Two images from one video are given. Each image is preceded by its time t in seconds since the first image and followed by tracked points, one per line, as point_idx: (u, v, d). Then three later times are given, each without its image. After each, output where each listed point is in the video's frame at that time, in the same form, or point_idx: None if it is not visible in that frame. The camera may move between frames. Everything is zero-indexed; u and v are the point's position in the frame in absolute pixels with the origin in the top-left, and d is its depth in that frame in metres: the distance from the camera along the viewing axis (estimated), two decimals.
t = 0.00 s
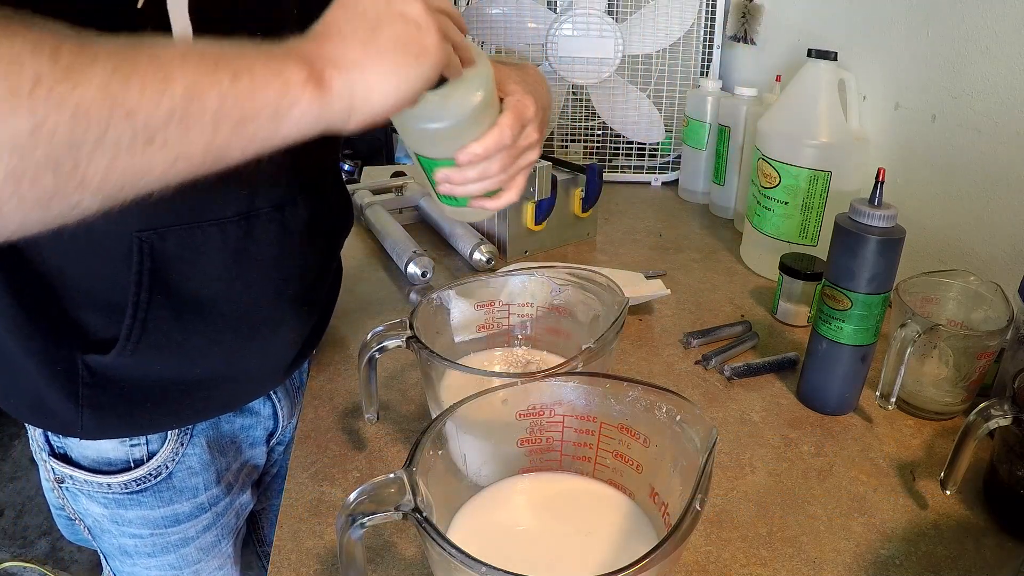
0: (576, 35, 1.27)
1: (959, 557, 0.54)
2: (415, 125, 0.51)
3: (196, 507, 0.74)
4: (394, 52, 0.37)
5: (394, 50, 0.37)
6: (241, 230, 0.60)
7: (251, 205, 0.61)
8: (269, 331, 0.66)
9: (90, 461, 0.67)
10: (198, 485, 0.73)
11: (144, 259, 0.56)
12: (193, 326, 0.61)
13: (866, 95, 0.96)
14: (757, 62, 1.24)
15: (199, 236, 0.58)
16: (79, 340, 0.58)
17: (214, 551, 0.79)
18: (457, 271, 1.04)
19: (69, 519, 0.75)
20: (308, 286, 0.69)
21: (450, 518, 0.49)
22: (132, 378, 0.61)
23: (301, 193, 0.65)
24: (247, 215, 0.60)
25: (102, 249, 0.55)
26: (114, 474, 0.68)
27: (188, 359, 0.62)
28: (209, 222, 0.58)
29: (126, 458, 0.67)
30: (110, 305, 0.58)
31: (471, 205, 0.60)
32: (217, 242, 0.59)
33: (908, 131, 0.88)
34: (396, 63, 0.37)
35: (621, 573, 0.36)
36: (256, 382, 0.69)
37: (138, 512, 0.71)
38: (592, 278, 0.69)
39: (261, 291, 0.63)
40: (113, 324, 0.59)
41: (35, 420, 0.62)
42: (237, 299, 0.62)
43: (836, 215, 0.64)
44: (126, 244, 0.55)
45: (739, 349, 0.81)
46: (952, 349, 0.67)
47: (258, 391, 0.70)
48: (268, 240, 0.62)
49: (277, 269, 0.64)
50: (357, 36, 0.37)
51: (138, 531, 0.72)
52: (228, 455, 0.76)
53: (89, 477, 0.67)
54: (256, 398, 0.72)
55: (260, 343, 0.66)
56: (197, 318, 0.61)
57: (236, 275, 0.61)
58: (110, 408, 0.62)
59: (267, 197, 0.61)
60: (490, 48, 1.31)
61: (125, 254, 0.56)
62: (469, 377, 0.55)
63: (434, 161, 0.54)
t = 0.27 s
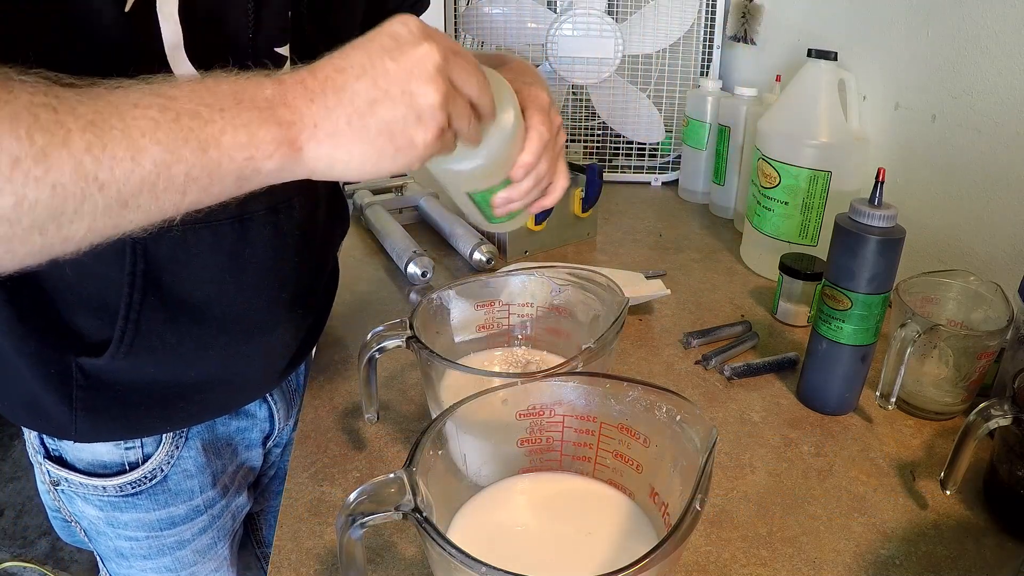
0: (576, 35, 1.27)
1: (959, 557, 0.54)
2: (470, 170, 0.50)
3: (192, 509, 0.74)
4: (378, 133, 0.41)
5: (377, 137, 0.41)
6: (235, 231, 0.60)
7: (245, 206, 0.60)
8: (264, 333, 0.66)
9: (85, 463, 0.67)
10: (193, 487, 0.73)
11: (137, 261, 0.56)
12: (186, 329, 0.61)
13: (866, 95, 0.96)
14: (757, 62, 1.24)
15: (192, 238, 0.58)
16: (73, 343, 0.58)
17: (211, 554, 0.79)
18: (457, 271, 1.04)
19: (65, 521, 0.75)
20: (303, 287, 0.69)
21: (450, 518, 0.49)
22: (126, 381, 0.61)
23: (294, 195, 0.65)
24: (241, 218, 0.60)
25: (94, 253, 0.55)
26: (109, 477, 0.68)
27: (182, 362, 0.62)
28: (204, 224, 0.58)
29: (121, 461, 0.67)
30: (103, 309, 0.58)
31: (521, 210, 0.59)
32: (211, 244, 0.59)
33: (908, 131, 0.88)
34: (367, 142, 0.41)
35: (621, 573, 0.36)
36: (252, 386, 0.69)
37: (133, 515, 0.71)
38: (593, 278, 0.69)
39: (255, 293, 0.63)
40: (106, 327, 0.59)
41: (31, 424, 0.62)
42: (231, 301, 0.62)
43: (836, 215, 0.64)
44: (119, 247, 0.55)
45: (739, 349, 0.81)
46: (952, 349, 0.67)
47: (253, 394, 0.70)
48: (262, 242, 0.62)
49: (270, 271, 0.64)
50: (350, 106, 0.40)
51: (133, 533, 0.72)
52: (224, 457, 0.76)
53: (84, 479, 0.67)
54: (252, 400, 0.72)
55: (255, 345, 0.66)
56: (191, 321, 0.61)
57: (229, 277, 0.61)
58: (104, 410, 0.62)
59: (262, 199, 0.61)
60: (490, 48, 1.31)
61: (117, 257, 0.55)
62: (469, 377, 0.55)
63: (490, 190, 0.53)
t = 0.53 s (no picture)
0: (576, 35, 1.27)
1: (959, 557, 0.54)
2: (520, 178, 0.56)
3: (193, 511, 0.74)
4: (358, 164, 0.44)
5: (354, 172, 0.44)
6: (234, 231, 0.59)
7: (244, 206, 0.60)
8: (263, 334, 0.66)
9: (85, 465, 0.67)
10: (195, 488, 0.73)
11: (135, 262, 0.56)
12: (185, 330, 0.61)
13: (866, 95, 0.96)
14: (757, 62, 1.24)
15: (191, 239, 0.57)
16: (73, 345, 0.58)
17: (211, 555, 0.79)
18: (457, 271, 1.04)
19: (65, 522, 0.75)
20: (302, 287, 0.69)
21: (450, 518, 0.49)
22: (125, 382, 0.61)
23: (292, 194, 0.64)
24: (239, 217, 0.60)
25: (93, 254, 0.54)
26: (110, 478, 0.68)
27: (181, 363, 0.62)
28: (203, 225, 0.57)
29: (122, 462, 0.67)
30: (103, 310, 0.58)
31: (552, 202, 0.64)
32: (210, 244, 0.59)
33: (907, 131, 0.88)
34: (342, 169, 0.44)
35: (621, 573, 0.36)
36: (251, 386, 0.69)
37: (134, 517, 0.71)
38: (592, 278, 0.69)
39: (254, 293, 0.63)
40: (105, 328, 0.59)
41: (30, 426, 0.62)
42: (230, 302, 0.62)
43: (836, 215, 0.64)
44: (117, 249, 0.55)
45: (739, 349, 0.81)
46: (952, 349, 0.67)
47: (253, 393, 0.70)
48: (261, 241, 0.62)
49: (269, 271, 0.64)
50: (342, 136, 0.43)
51: (134, 535, 0.72)
52: (225, 458, 0.76)
53: (85, 481, 0.67)
54: (251, 401, 0.72)
55: (254, 345, 0.66)
56: (191, 321, 0.61)
57: (229, 277, 0.61)
58: (103, 412, 0.62)
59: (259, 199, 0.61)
60: (489, 49, 1.31)
61: (116, 258, 0.55)
62: (469, 377, 0.55)
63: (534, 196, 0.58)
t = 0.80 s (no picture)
0: (576, 35, 1.27)
1: (959, 557, 0.54)
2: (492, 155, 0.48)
3: (194, 511, 0.74)
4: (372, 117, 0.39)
5: (370, 131, 0.39)
6: (233, 229, 0.60)
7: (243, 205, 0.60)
8: (263, 333, 0.66)
9: (86, 466, 0.67)
10: (195, 488, 0.73)
11: (135, 262, 0.56)
12: (186, 330, 0.61)
13: (866, 95, 0.96)
14: (757, 62, 1.24)
15: (191, 237, 0.58)
16: (73, 345, 0.58)
17: (212, 555, 0.79)
18: (457, 271, 1.04)
19: (67, 523, 0.75)
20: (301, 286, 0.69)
21: (450, 518, 0.49)
22: (126, 383, 0.61)
23: (291, 192, 0.65)
24: (239, 215, 0.60)
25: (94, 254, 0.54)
26: (112, 479, 0.68)
27: (182, 363, 0.62)
28: (203, 224, 0.58)
29: (123, 463, 0.67)
30: (104, 310, 0.58)
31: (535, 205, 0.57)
32: (210, 243, 0.59)
33: (907, 131, 0.88)
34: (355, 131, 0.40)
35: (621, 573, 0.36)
36: (251, 385, 0.69)
37: (135, 517, 0.71)
38: (592, 278, 0.69)
39: (255, 293, 0.63)
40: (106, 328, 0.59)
41: (30, 427, 0.62)
42: (231, 301, 0.62)
43: (836, 215, 0.64)
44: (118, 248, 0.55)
45: (739, 349, 0.81)
46: (952, 349, 0.67)
47: (254, 393, 0.70)
48: (260, 239, 0.62)
49: (269, 270, 0.64)
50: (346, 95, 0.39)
51: (136, 535, 0.72)
52: (225, 458, 0.76)
53: (86, 482, 0.67)
54: (252, 400, 0.72)
55: (254, 344, 0.66)
56: (191, 321, 0.61)
57: (229, 277, 0.61)
58: (105, 412, 0.62)
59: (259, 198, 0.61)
60: (489, 48, 1.31)
61: (117, 258, 0.55)
62: (469, 377, 0.55)
63: (505, 182, 0.51)
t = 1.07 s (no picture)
0: (576, 35, 1.27)
1: (959, 557, 0.54)
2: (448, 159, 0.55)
3: (195, 509, 0.74)
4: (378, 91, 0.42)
5: (366, 122, 0.42)
6: (236, 231, 0.60)
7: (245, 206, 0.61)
8: (263, 334, 0.66)
9: (87, 464, 0.67)
10: (195, 487, 0.73)
11: (139, 262, 0.56)
12: (188, 330, 0.61)
13: (866, 95, 0.96)
14: (757, 62, 1.24)
15: (194, 238, 0.58)
16: (75, 346, 0.58)
17: (213, 554, 0.79)
18: (457, 271, 1.04)
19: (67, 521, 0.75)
20: (301, 286, 0.69)
21: (450, 518, 0.49)
22: (128, 383, 0.61)
23: (292, 193, 0.65)
24: (241, 217, 0.61)
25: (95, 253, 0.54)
26: (112, 477, 0.68)
27: (184, 364, 0.62)
28: (205, 224, 0.58)
29: (123, 461, 0.67)
30: (105, 310, 0.58)
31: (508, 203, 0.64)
32: (212, 244, 0.59)
33: (907, 131, 0.88)
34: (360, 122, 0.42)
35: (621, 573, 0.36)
36: (252, 385, 0.69)
37: (136, 515, 0.71)
38: (592, 278, 0.69)
39: (256, 293, 0.64)
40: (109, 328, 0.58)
41: (30, 426, 0.62)
42: (232, 301, 0.62)
43: (836, 215, 0.64)
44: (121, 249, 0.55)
45: (739, 349, 0.81)
46: (951, 349, 0.67)
47: (254, 393, 0.70)
48: (262, 241, 0.63)
49: (270, 271, 0.64)
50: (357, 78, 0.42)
51: (136, 533, 0.72)
52: (225, 457, 0.76)
53: (87, 479, 0.67)
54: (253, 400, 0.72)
55: (253, 345, 0.66)
56: (193, 321, 0.61)
57: (230, 277, 0.61)
58: (106, 412, 0.61)
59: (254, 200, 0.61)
60: (489, 49, 1.31)
61: (119, 258, 0.56)
62: (469, 377, 0.55)
63: (468, 183, 0.58)
